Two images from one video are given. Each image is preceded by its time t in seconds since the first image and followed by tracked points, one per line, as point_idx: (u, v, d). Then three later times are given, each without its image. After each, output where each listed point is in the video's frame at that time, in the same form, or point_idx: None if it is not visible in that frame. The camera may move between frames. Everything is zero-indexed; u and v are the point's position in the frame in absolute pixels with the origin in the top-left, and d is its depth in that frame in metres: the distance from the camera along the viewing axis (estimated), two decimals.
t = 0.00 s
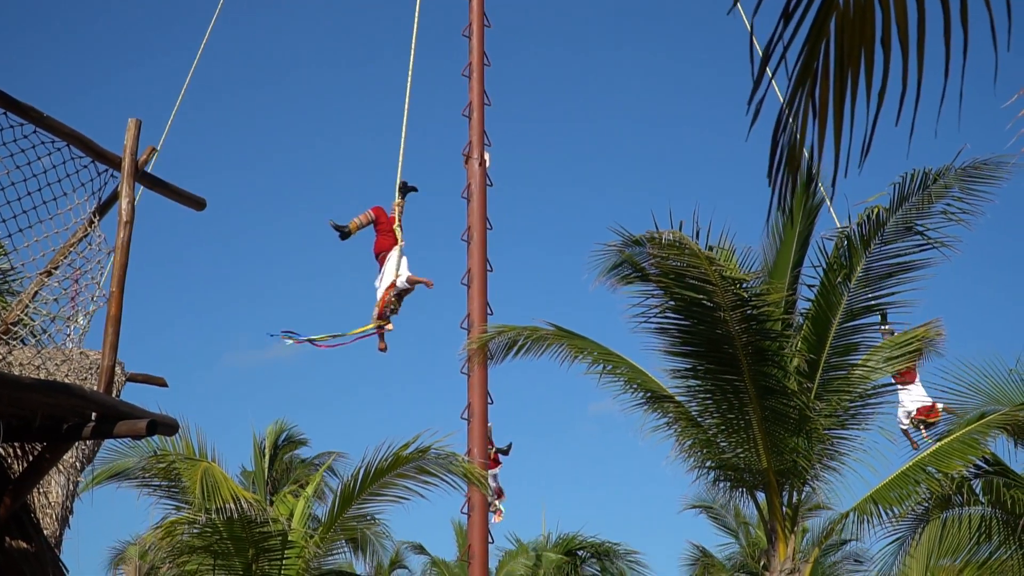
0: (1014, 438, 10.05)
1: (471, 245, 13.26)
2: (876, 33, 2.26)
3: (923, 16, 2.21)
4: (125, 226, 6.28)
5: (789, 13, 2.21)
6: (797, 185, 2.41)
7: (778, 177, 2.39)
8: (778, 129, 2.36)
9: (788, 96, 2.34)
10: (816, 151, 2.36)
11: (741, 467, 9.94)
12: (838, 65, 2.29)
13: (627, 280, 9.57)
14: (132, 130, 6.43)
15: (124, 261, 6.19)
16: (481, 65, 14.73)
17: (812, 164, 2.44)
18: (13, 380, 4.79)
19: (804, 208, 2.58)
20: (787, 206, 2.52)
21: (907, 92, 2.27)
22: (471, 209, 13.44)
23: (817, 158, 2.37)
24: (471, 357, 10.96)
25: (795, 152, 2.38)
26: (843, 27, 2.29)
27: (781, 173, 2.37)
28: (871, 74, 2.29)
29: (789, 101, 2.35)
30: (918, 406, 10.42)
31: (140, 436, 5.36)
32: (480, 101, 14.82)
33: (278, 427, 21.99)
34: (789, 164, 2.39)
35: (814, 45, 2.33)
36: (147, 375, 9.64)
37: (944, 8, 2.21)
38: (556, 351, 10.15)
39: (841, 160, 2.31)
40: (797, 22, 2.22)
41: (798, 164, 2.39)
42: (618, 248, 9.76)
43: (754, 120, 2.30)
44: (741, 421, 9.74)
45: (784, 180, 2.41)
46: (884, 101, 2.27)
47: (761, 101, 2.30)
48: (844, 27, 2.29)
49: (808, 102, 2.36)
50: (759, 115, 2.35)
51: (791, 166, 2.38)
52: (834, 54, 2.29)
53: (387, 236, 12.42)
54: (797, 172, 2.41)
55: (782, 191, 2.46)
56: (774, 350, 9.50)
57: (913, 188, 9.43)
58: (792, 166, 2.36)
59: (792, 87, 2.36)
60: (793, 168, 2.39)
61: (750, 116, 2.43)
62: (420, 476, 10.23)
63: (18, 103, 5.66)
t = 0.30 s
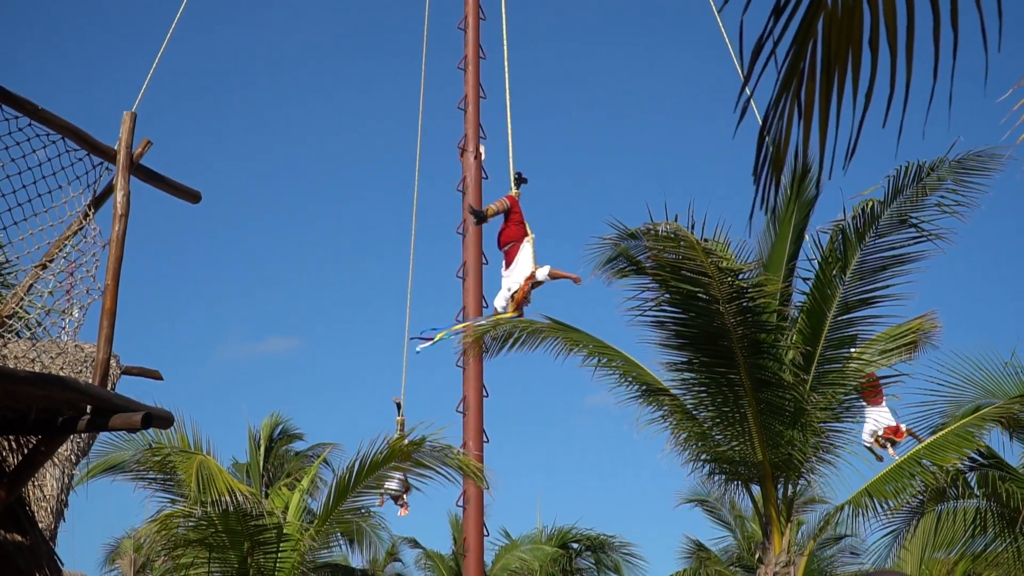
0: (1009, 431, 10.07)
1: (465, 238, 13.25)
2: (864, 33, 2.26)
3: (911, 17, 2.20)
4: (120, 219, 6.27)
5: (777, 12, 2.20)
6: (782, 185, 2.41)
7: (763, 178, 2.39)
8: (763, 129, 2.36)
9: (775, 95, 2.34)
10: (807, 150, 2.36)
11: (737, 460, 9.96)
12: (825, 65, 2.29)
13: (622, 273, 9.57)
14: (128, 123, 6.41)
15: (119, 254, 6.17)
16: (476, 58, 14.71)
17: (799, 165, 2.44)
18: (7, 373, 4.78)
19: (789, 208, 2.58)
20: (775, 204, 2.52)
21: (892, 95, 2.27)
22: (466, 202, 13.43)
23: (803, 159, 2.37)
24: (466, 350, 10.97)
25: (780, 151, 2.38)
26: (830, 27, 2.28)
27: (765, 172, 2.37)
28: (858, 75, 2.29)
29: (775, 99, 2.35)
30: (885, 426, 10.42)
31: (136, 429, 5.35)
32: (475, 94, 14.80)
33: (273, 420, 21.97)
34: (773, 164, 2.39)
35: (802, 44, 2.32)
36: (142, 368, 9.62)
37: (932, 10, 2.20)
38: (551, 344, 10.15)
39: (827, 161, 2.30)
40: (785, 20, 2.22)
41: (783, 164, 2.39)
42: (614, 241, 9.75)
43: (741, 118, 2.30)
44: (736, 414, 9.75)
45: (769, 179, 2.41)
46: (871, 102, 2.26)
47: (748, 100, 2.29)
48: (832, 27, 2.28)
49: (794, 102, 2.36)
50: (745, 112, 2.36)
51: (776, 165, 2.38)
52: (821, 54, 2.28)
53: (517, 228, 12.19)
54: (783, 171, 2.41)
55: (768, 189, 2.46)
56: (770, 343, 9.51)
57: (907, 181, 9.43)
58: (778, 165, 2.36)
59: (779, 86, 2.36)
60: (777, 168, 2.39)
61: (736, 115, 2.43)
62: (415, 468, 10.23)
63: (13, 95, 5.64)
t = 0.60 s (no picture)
0: (1005, 425, 10.10)
1: (462, 233, 13.23)
2: (868, 32, 2.26)
3: (914, 16, 2.20)
4: (117, 214, 6.26)
5: (785, 9, 2.20)
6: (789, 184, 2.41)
7: (770, 178, 2.39)
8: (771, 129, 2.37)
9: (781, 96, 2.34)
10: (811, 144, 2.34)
11: (733, 454, 9.96)
12: (830, 65, 2.29)
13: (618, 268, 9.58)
14: (125, 117, 6.40)
15: (116, 249, 6.16)
16: (473, 52, 14.70)
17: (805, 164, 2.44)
18: (4, 367, 4.77)
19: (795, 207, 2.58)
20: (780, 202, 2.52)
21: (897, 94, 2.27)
22: (463, 197, 13.42)
23: (809, 158, 2.37)
24: (462, 345, 10.97)
25: (787, 151, 2.38)
26: (835, 26, 2.28)
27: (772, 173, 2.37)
28: (864, 74, 2.29)
29: (781, 99, 2.36)
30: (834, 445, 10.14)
31: (132, 424, 5.34)
32: (472, 89, 14.78)
33: (269, 415, 21.96)
34: (779, 164, 2.39)
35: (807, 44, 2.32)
36: (139, 363, 9.61)
37: (936, 8, 2.20)
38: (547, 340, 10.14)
39: (832, 161, 2.30)
40: (793, 18, 2.22)
41: (790, 163, 2.40)
42: (610, 235, 9.75)
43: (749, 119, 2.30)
44: (732, 408, 9.76)
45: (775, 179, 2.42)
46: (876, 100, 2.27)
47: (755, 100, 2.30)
48: (837, 26, 2.28)
49: (800, 102, 2.36)
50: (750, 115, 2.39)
51: (782, 164, 2.39)
52: (827, 55, 2.28)
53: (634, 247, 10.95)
54: (790, 170, 2.41)
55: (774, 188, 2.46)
56: (767, 337, 9.52)
57: (903, 175, 9.44)
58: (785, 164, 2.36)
59: (785, 87, 2.36)
60: (783, 168, 2.39)
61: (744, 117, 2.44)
62: (412, 463, 10.23)
63: (9, 90, 5.63)
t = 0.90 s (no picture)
0: (1002, 425, 10.12)
1: (458, 232, 13.23)
2: (877, 26, 2.26)
3: (922, 10, 2.20)
4: (113, 212, 6.25)
5: (793, 7, 2.20)
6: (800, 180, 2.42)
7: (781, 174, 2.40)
8: (783, 125, 2.37)
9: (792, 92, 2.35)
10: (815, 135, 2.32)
11: (729, 453, 9.98)
12: (840, 60, 2.30)
13: (614, 266, 9.60)
14: (121, 116, 6.39)
15: (112, 247, 6.16)
16: (470, 51, 14.71)
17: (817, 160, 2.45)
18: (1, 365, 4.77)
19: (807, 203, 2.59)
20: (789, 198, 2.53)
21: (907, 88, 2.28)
22: (459, 195, 13.42)
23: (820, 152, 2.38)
24: (458, 344, 10.97)
25: (798, 147, 2.39)
26: (844, 21, 2.28)
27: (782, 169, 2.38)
28: (873, 68, 2.30)
29: (791, 96, 2.37)
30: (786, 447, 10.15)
31: (128, 422, 5.34)
32: (468, 87, 14.78)
33: (264, 412, 21.94)
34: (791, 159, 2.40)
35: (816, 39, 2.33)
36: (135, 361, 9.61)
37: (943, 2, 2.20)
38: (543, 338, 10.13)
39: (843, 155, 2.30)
40: (802, 15, 2.22)
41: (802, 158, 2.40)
42: (606, 234, 9.76)
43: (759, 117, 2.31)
44: (729, 407, 9.77)
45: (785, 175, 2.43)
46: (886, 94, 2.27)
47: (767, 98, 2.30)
48: (845, 21, 2.28)
49: (810, 97, 2.37)
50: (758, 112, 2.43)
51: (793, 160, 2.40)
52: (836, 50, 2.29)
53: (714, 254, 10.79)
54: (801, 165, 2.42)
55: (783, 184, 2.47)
56: (763, 335, 9.53)
57: (900, 174, 9.45)
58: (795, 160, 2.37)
59: (796, 82, 2.37)
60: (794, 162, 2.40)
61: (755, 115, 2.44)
62: (408, 461, 10.24)
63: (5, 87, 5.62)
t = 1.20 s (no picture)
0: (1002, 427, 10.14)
1: (458, 233, 13.24)
2: (878, 22, 2.28)
3: (925, 6, 2.22)
4: (114, 214, 6.26)
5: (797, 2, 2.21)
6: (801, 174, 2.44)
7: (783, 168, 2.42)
8: (785, 119, 2.39)
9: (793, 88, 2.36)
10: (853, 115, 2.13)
11: (729, 454, 9.99)
12: (840, 54, 2.31)
13: (614, 268, 9.62)
14: (122, 118, 6.40)
15: (113, 248, 6.17)
16: (469, 52, 14.72)
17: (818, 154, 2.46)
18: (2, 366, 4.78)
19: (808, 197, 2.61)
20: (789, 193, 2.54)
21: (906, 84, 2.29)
22: (458, 197, 13.43)
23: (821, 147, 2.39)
24: (458, 345, 10.97)
25: (799, 142, 2.41)
26: (846, 16, 2.30)
27: (785, 163, 2.40)
28: (874, 63, 2.32)
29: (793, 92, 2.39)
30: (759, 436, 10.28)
31: (129, 423, 5.34)
32: (467, 89, 14.80)
33: (265, 414, 21.95)
34: (791, 154, 2.42)
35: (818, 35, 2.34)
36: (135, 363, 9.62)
37: None
38: (542, 340, 10.15)
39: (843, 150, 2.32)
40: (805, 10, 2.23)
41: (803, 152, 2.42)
42: (605, 235, 9.78)
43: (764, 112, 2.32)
44: (729, 408, 9.78)
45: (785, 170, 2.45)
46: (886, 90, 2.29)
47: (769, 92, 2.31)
48: (847, 16, 2.30)
49: (811, 92, 2.38)
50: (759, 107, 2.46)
51: (795, 154, 2.42)
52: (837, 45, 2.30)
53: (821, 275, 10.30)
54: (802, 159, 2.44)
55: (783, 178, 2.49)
56: (763, 336, 9.53)
57: (901, 176, 9.46)
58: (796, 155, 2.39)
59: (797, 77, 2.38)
60: (795, 156, 2.42)
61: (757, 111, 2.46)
62: (408, 462, 10.24)
63: (7, 89, 5.63)
